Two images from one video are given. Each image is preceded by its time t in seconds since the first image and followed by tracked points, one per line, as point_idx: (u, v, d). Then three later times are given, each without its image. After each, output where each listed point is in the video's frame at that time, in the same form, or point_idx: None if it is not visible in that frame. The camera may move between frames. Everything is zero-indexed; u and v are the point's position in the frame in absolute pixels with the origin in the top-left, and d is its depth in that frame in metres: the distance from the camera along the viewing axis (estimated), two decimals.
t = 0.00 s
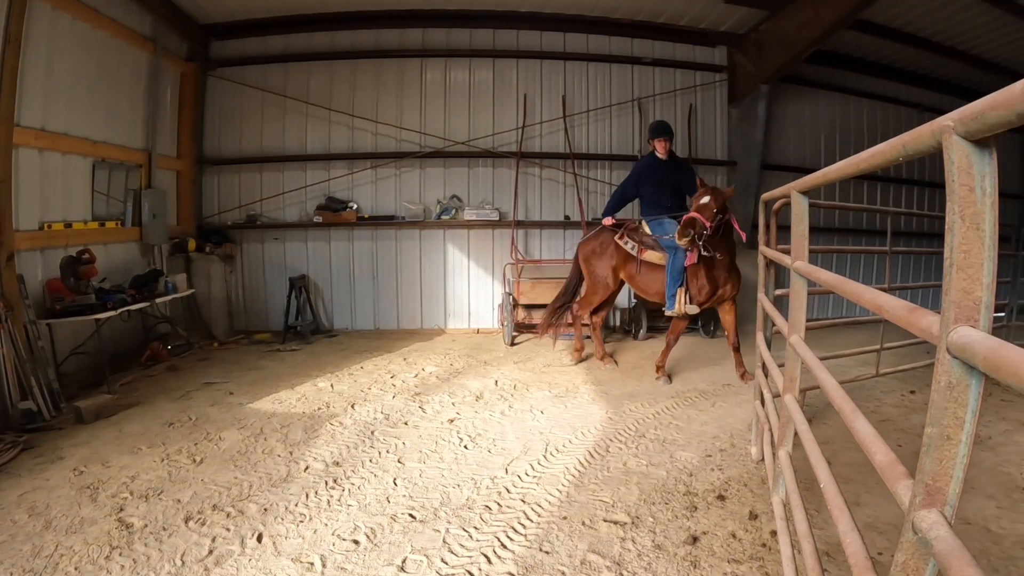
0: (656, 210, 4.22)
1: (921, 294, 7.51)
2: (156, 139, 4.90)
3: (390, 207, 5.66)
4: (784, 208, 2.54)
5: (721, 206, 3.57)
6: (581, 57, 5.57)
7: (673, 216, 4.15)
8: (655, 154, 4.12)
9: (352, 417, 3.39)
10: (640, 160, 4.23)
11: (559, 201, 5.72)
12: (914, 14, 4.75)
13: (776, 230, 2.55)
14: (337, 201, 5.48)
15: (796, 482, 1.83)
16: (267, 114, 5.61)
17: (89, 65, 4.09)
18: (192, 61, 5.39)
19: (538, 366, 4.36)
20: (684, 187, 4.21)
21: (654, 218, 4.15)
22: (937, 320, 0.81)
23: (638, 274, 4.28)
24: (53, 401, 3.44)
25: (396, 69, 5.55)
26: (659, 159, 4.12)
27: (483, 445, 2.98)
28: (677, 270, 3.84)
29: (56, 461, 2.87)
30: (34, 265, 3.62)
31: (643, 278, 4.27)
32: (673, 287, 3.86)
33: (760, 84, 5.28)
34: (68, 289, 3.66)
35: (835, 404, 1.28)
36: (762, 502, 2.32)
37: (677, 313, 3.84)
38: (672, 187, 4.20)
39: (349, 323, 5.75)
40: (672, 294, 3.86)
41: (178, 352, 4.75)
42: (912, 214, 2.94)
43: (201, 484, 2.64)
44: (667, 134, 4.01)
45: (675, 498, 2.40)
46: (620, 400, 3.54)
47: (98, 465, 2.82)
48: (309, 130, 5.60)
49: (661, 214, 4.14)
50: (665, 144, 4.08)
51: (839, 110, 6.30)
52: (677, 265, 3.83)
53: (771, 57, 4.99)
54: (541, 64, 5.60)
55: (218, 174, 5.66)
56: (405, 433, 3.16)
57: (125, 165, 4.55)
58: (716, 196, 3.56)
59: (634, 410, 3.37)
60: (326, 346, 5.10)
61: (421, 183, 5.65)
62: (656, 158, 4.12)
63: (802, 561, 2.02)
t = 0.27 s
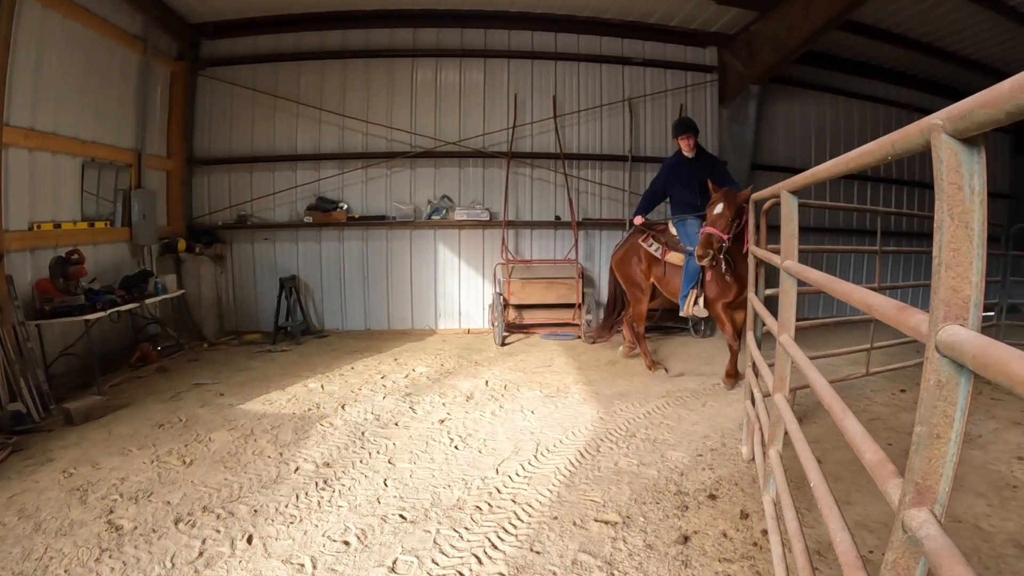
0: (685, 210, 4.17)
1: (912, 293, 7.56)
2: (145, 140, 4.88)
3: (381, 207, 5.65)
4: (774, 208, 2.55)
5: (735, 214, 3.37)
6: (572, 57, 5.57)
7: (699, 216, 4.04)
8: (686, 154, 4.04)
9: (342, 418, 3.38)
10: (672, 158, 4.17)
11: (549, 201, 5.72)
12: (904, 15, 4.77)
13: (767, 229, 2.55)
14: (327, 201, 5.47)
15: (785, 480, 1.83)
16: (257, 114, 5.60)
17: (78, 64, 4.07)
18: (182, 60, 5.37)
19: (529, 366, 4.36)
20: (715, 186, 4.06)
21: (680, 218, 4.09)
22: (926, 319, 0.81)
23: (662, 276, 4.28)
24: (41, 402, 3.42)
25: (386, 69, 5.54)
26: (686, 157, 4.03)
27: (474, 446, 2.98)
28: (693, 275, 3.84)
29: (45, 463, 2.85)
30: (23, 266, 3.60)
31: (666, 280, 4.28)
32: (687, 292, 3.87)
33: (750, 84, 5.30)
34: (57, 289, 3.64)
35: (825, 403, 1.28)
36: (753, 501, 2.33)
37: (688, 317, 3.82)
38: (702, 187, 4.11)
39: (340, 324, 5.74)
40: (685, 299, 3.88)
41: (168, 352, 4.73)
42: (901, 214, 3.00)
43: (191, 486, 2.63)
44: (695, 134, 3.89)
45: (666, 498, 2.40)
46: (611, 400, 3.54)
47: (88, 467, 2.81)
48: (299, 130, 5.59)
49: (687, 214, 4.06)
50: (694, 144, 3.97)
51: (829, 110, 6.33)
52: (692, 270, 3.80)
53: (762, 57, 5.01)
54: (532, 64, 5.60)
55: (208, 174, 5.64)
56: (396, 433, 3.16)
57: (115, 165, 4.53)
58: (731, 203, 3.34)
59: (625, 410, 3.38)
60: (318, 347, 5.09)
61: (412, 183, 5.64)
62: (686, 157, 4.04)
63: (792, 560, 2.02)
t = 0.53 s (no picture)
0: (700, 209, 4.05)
1: (908, 293, 7.58)
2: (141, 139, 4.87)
3: (377, 208, 5.65)
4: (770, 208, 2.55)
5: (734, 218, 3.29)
6: (568, 57, 5.57)
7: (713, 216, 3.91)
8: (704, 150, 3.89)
9: (338, 419, 3.38)
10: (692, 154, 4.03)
11: (545, 201, 5.73)
12: (899, 15, 4.79)
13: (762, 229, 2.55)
14: (323, 201, 5.45)
15: (781, 480, 1.82)
16: (253, 114, 5.58)
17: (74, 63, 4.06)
18: (177, 60, 5.36)
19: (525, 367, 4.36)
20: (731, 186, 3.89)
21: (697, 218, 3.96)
22: (921, 318, 0.81)
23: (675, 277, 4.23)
24: (36, 403, 3.41)
25: (381, 70, 5.53)
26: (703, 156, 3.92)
27: (469, 446, 2.98)
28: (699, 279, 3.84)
29: (40, 464, 2.84)
30: (17, 266, 3.59)
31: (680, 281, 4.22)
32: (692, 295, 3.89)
33: (746, 85, 5.31)
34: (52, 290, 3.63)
35: (820, 401, 1.29)
36: (748, 502, 2.33)
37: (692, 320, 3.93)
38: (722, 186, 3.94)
39: (336, 324, 5.73)
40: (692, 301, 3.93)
41: (163, 353, 4.72)
42: (896, 214, 2.99)
43: (186, 486, 2.62)
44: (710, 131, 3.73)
45: (662, 498, 2.40)
46: (607, 401, 3.54)
47: (83, 468, 2.80)
48: (295, 130, 5.58)
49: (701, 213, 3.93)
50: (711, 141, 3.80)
51: (825, 110, 6.34)
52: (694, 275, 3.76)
53: (757, 58, 5.01)
54: (527, 65, 5.60)
55: (204, 174, 5.62)
56: (392, 434, 3.15)
57: (111, 165, 4.52)
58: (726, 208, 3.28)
59: (620, 410, 3.38)
60: (314, 347, 5.08)
61: (407, 183, 5.64)
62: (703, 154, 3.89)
63: (788, 560, 2.03)
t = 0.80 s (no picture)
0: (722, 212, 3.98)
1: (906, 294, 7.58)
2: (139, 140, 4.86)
3: (375, 208, 5.65)
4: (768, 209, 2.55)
5: (705, 213, 3.41)
6: (566, 58, 5.57)
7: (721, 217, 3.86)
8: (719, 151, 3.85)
9: (336, 420, 3.38)
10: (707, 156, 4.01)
11: (544, 202, 5.73)
12: (897, 17, 4.79)
13: (760, 230, 2.55)
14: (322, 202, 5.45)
15: (779, 481, 1.82)
16: (251, 115, 5.58)
17: (72, 63, 4.05)
18: (175, 60, 5.36)
19: (524, 367, 4.35)
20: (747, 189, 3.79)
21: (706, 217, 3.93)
22: (918, 321, 0.81)
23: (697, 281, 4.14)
24: (34, 403, 3.40)
25: (380, 70, 5.53)
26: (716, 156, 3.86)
27: (467, 447, 2.97)
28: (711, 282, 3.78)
29: (38, 465, 2.83)
30: (15, 266, 3.58)
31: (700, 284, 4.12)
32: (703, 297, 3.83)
33: (744, 85, 5.31)
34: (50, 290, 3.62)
35: (817, 403, 1.28)
36: (746, 503, 2.33)
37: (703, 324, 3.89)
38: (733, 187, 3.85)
39: (334, 325, 5.73)
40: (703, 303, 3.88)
41: (162, 353, 4.72)
42: (895, 215, 2.93)
43: (184, 487, 2.62)
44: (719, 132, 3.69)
45: (660, 499, 2.40)
46: (605, 402, 3.54)
47: (81, 468, 2.80)
48: (294, 131, 5.58)
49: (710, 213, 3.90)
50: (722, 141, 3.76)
51: (823, 111, 6.34)
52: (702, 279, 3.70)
53: (755, 59, 5.02)
54: (526, 66, 5.60)
55: (203, 174, 5.62)
56: (390, 435, 3.15)
57: (109, 166, 4.51)
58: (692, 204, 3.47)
59: (618, 411, 3.38)
60: (312, 348, 5.08)
61: (405, 184, 5.64)
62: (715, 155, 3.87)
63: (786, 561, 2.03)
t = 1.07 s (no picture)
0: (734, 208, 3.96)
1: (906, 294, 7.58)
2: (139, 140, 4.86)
3: (375, 209, 5.65)
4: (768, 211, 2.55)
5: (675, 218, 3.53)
6: (566, 59, 5.57)
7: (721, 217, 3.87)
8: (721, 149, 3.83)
9: (335, 421, 3.37)
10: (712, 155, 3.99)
11: (543, 203, 5.73)
12: (897, 18, 4.79)
13: (760, 232, 2.55)
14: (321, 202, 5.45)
15: (778, 482, 1.82)
16: (250, 115, 5.58)
17: (71, 63, 4.05)
18: (174, 61, 5.35)
19: (523, 368, 4.35)
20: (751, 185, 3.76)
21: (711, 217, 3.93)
22: (918, 323, 0.81)
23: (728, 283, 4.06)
24: (33, 403, 3.40)
25: (379, 71, 5.53)
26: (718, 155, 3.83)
27: (467, 448, 2.97)
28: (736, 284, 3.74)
29: (37, 465, 2.83)
30: (15, 267, 3.58)
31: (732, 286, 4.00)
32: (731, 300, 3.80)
33: (743, 86, 5.31)
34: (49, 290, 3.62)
35: (817, 405, 1.28)
36: (745, 504, 2.33)
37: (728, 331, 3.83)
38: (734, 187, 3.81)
39: (334, 326, 5.73)
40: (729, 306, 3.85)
41: (161, 354, 4.71)
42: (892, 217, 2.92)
43: (183, 488, 2.62)
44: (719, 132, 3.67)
45: (659, 500, 2.40)
46: (604, 403, 3.54)
47: (80, 469, 2.80)
48: (293, 131, 5.57)
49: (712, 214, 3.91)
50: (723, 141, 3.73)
51: (823, 112, 6.35)
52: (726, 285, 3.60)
53: (755, 60, 5.02)
54: (526, 66, 5.60)
55: (202, 175, 5.62)
56: (389, 436, 3.15)
57: (109, 166, 4.51)
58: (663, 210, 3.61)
59: (618, 412, 3.38)
60: (311, 349, 5.07)
61: (405, 184, 5.64)
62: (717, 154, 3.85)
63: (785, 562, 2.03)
